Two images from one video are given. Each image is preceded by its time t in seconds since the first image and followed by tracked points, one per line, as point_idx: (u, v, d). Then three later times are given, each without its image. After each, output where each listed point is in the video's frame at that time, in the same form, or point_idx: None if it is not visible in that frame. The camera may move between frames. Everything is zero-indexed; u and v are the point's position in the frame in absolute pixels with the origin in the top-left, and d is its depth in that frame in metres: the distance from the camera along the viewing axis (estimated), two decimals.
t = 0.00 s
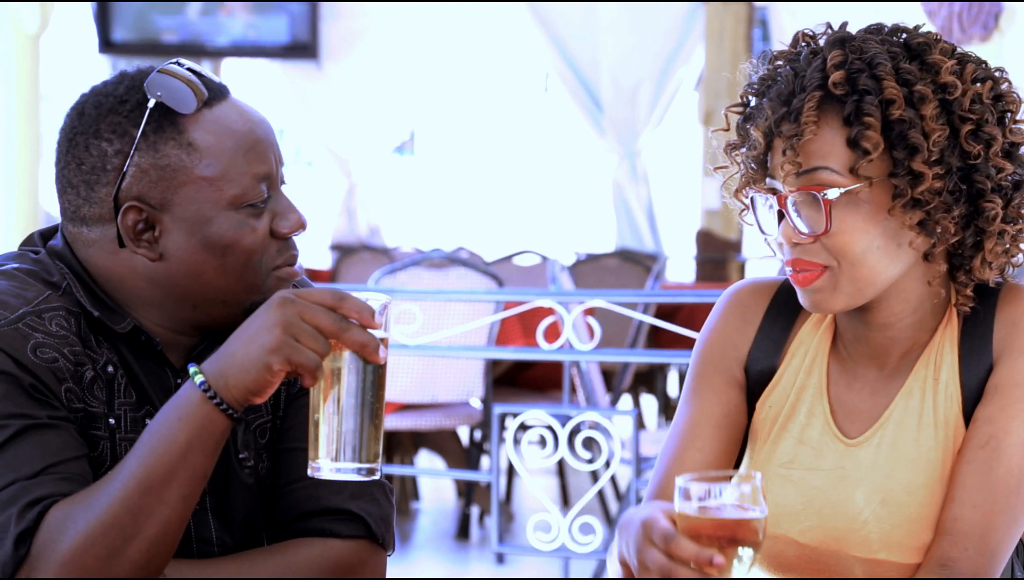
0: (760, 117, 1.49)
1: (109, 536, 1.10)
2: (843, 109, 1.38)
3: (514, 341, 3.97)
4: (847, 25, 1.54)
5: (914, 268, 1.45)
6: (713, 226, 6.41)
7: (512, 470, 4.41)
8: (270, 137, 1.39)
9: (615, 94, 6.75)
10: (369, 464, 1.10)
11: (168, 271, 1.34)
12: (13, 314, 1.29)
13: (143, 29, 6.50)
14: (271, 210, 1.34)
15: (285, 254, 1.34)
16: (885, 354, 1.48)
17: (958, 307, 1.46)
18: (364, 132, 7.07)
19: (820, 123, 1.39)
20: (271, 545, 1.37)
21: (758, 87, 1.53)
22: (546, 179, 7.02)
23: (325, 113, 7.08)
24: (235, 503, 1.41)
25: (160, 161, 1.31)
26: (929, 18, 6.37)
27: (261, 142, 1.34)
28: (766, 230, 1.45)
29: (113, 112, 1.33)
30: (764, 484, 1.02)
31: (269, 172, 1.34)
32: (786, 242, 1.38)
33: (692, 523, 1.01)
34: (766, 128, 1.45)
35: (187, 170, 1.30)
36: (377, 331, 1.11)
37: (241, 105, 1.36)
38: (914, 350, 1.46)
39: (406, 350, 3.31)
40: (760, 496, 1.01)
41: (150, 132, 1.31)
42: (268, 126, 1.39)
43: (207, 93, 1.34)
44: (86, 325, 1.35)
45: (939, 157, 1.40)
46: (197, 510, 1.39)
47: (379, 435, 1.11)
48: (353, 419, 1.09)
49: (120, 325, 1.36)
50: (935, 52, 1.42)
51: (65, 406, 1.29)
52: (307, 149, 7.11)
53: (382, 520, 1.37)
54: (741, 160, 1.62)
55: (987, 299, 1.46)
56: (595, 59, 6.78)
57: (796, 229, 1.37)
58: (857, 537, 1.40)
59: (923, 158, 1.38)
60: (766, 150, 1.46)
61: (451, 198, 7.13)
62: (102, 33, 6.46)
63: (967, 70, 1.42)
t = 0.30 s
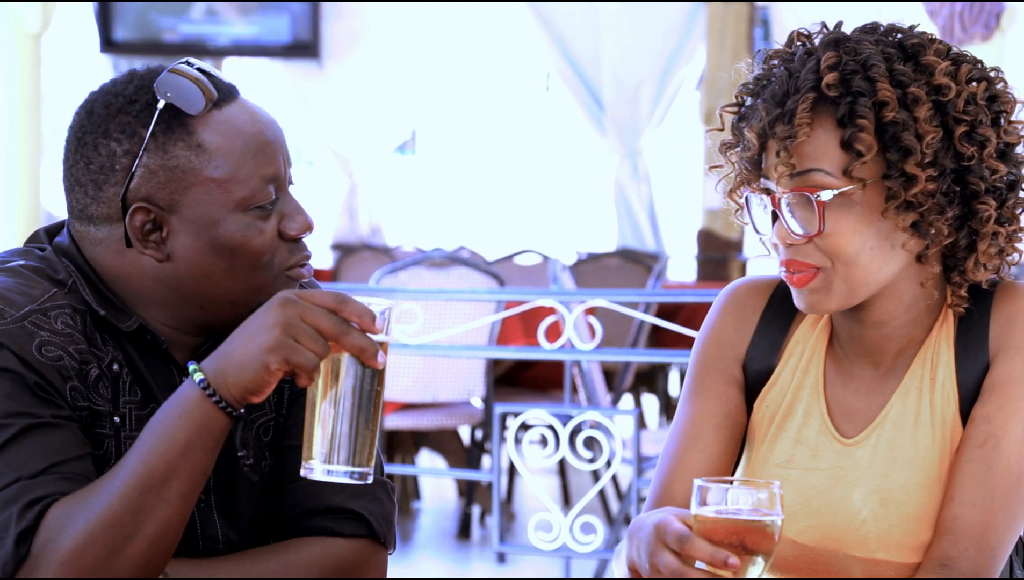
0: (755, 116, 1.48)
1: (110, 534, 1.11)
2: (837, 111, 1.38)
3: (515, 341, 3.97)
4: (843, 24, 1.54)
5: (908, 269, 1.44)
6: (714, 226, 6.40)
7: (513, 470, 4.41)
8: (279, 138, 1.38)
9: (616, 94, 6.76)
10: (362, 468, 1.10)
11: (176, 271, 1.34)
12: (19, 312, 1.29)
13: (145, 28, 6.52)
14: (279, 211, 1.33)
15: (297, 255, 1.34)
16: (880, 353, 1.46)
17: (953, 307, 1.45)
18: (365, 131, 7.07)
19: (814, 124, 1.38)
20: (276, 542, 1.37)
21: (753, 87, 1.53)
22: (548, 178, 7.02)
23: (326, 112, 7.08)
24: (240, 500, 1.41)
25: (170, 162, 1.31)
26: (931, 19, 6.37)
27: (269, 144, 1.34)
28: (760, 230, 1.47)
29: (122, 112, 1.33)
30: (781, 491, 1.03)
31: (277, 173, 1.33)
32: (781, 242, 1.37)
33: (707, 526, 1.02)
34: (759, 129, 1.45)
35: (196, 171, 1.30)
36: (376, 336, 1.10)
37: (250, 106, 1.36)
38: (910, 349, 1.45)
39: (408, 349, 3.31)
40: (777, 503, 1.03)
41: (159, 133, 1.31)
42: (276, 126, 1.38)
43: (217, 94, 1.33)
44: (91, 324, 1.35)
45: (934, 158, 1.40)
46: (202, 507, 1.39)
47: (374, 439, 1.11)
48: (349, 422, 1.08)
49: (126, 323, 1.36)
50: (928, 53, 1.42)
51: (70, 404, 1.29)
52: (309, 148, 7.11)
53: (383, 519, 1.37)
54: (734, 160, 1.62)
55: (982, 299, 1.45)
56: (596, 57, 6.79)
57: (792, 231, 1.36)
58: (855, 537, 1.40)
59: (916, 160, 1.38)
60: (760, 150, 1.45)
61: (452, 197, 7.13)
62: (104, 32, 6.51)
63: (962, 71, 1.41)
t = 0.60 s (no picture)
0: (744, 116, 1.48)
1: (110, 534, 1.11)
2: (826, 111, 1.38)
3: (517, 341, 3.97)
4: (831, 24, 1.53)
5: (898, 269, 1.45)
6: (716, 225, 6.40)
7: (514, 469, 4.41)
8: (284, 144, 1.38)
9: (617, 93, 6.75)
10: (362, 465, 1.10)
11: (177, 273, 1.34)
12: (19, 311, 1.29)
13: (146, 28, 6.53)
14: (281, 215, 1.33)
15: (295, 258, 1.35)
16: (873, 351, 1.46)
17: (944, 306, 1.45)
18: (366, 131, 7.07)
19: (804, 124, 1.38)
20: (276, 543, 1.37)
21: (742, 87, 1.53)
22: (549, 178, 7.03)
23: (326, 112, 7.08)
24: (239, 501, 1.41)
25: (175, 163, 1.31)
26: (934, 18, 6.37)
27: (274, 148, 1.34)
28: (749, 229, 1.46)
29: (128, 112, 1.33)
30: (782, 492, 1.03)
31: (282, 178, 1.33)
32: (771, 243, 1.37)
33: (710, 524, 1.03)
34: (749, 130, 1.45)
35: (199, 172, 1.30)
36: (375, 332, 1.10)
37: (256, 110, 1.36)
38: (902, 346, 1.45)
39: (410, 349, 3.31)
40: (778, 504, 1.03)
41: (166, 134, 1.31)
42: (282, 131, 1.38)
43: (224, 98, 1.33)
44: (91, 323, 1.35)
45: (924, 157, 1.40)
46: (201, 507, 1.39)
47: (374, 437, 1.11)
48: (347, 420, 1.08)
49: (125, 323, 1.36)
50: (918, 52, 1.42)
51: (70, 403, 1.29)
52: (310, 148, 7.12)
53: (384, 519, 1.37)
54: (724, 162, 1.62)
55: (974, 297, 1.45)
56: (596, 57, 6.78)
57: (782, 231, 1.36)
58: (852, 537, 1.40)
59: (906, 159, 1.37)
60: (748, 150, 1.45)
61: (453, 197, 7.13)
62: (105, 32, 6.51)
63: (951, 69, 1.41)
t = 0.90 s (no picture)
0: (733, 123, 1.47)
1: (110, 533, 1.11)
2: (816, 114, 1.38)
3: (518, 341, 3.97)
4: (815, 27, 1.53)
5: (892, 269, 1.45)
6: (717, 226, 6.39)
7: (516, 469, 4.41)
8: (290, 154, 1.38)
9: (618, 93, 6.74)
10: (359, 462, 1.10)
11: (177, 278, 1.34)
12: (16, 313, 1.30)
13: (146, 28, 6.53)
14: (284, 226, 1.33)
15: (296, 268, 1.35)
16: (866, 351, 1.46)
17: (937, 305, 1.44)
18: (367, 131, 7.06)
19: (794, 128, 1.38)
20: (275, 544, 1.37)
21: (728, 92, 1.53)
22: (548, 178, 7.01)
23: (327, 112, 7.07)
24: (237, 503, 1.42)
25: (182, 171, 1.31)
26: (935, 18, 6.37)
27: (281, 158, 1.34)
28: (739, 233, 1.47)
29: (137, 117, 1.33)
30: (783, 491, 1.04)
31: (286, 189, 1.33)
32: (765, 249, 1.37)
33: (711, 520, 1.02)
34: (739, 135, 1.44)
35: (204, 180, 1.30)
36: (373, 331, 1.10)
37: (265, 119, 1.35)
38: (896, 346, 1.45)
39: (411, 349, 3.31)
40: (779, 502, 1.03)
41: (174, 141, 1.31)
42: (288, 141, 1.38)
43: (234, 106, 1.33)
44: (88, 324, 1.36)
45: (919, 158, 1.40)
46: (199, 509, 1.39)
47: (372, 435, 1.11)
48: (344, 418, 1.08)
49: (122, 325, 1.36)
50: (905, 52, 1.41)
51: (67, 404, 1.30)
52: (311, 148, 7.12)
53: (383, 519, 1.37)
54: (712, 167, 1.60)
55: (966, 295, 1.45)
56: (597, 57, 6.78)
57: (774, 235, 1.36)
58: (848, 537, 1.40)
59: (899, 161, 1.37)
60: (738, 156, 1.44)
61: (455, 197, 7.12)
62: (106, 32, 6.51)
63: (938, 68, 1.40)
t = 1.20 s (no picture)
0: (723, 139, 1.41)
1: (111, 533, 1.11)
2: (816, 124, 1.34)
3: (518, 340, 3.97)
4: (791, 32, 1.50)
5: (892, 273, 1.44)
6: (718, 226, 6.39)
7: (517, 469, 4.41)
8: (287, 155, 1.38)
9: (619, 93, 6.74)
10: (360, 464, 1.10)
11: (176, 280, 1.34)
12: (17, 312, 1.30)
13: (147, 28, 6.53)
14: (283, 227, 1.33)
15: (295, 270, 1.35)
16: (862, 354, 1.45)
17: (934, 298, 1.44)
18: (368, 131, 7.05)
19: (796, 140, 1.34)
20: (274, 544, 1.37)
21: (711, 107, 1.45)
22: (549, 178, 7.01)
23: (327, 111, 7.06)
24: (236, 503, 1.42)
25: (182, 173, 1.31)
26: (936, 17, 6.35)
27: (281, 160, 1.34)
28: (733, 247, 1.39)
29: (139, 117, 1.33)
30: (784, 491, 1.05)
31: (286, 191, 1.33)
32: (771, 262, 1.32)
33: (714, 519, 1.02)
34: (737, 151, 1.36)
35: (204, 182, 1.30)
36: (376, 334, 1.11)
37: (266, 121, 1.35)
38: (891, 349, 1.44)
39: (412, 349, 3.30)
40: (780, 501, 1.04)
41: (175, 143, 1.31)
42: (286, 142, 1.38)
43: (235, 108, 1.32)
44: (89, 324, 1.36)
45: (920, 163, 1.39)
46: (199, 510, 1.39)
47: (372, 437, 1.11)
48: (345, 419, 1.08)
49: (122, 326, 1.36)
50: (894, 54, 1.40)
51: (68, 404, 1.30)
52: (312, 148, 7.12)
53: (383, 519, 1.37)
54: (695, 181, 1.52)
55: (959, 288, 1.46)
56: (598, 56, 6.77)
57: (783, 247, 1.31)
58: (845, 539, 1.40)
59: (905, 165, 1.36)
60: (735, 172, 1.37)
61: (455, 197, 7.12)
62: (107, 31, 6.51)
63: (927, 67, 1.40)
